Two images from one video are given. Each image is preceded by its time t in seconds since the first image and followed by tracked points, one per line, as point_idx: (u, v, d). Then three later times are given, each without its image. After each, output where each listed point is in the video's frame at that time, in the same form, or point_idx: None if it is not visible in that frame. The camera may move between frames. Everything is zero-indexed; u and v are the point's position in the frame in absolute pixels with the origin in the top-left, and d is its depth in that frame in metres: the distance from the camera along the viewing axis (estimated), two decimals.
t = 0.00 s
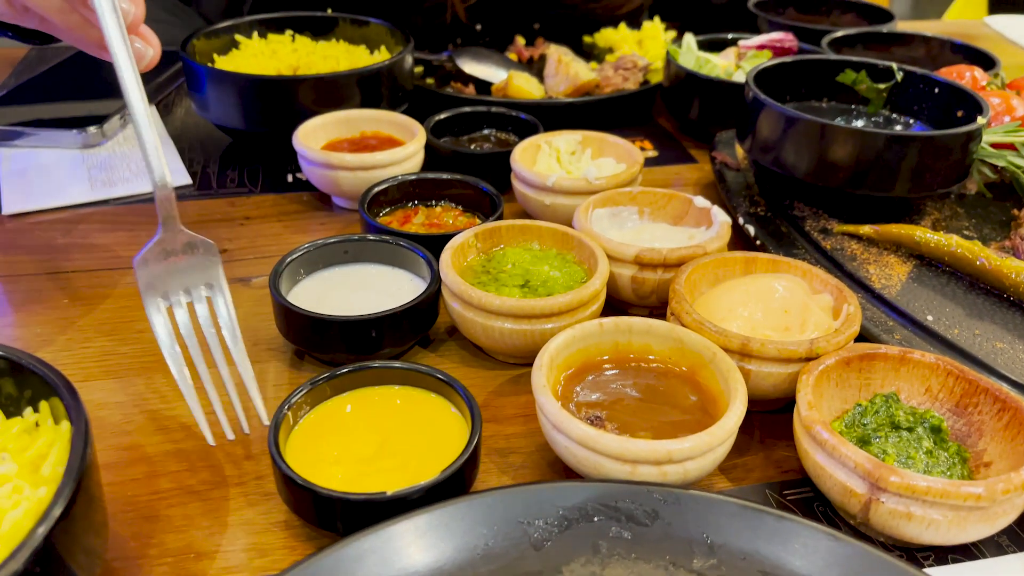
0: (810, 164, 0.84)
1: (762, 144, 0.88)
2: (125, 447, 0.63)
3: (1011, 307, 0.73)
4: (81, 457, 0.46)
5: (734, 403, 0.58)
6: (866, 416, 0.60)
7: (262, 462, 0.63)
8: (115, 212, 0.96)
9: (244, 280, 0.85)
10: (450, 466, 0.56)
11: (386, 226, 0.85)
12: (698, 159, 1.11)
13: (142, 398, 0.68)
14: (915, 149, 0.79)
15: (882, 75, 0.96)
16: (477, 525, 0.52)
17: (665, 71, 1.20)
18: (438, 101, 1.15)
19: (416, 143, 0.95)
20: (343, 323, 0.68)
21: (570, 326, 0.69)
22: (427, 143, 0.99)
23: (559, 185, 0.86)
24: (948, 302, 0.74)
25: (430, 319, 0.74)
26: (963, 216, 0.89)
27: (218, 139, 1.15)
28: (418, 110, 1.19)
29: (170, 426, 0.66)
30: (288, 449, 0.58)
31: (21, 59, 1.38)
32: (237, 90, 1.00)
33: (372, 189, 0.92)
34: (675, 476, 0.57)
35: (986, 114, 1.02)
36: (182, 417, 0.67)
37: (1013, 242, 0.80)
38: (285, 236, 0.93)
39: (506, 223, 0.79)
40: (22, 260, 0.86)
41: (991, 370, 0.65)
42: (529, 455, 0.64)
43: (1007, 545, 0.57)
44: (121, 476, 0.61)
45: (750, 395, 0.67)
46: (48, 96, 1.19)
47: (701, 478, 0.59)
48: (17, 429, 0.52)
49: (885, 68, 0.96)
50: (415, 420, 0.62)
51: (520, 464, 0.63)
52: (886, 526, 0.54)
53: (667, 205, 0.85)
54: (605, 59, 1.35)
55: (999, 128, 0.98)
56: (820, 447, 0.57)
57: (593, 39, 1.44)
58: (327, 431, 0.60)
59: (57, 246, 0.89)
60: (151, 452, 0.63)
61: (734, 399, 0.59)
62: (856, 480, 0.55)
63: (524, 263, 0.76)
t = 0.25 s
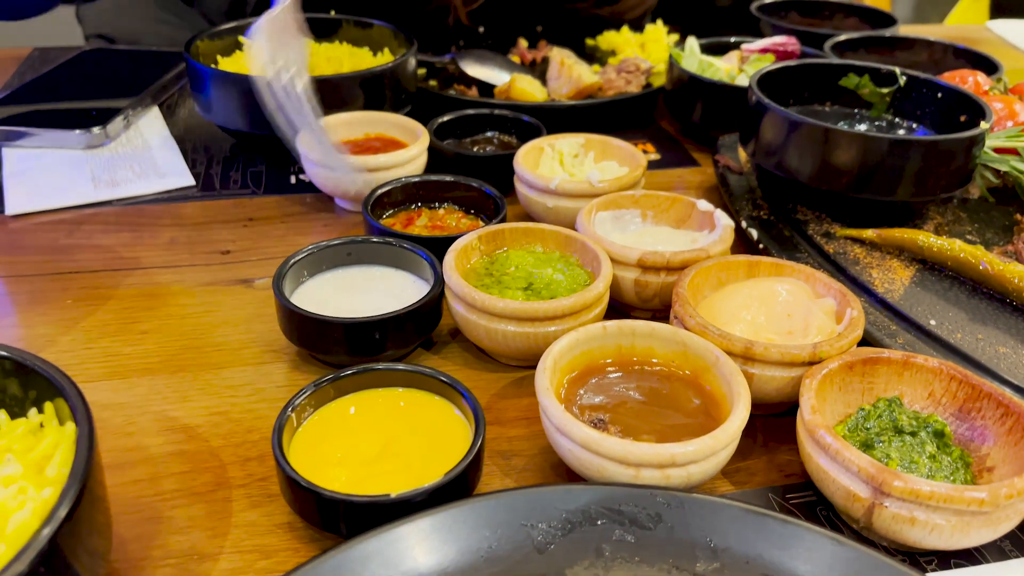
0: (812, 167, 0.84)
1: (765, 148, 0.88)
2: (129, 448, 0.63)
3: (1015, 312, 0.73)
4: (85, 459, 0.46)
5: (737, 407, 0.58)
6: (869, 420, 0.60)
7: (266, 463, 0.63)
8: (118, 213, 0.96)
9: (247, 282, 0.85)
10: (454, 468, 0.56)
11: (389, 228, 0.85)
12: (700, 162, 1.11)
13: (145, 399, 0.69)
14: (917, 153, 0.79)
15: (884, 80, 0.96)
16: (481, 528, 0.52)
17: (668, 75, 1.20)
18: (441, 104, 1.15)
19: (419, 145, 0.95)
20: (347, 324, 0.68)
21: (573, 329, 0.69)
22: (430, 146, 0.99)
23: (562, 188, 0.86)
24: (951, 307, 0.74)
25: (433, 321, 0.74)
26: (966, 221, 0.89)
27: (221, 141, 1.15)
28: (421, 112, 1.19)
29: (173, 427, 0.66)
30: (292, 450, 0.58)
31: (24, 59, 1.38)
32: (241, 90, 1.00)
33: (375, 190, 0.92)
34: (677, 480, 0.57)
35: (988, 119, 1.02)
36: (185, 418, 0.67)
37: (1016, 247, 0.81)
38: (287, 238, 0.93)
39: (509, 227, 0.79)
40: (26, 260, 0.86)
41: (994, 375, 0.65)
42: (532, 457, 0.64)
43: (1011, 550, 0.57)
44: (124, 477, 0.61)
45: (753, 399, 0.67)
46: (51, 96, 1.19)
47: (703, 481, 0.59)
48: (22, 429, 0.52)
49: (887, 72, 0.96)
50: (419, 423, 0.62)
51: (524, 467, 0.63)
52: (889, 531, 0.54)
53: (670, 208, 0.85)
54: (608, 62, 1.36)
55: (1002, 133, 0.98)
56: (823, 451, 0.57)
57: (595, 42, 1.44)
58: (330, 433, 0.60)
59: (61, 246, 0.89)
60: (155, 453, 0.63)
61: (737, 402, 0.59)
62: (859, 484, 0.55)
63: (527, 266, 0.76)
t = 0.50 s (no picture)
0: (810, 174, 0.84)
1: (764, 154, 0.88)
2: (127, 451, 0.64)
3: (1012, 320, 0.74)
4: (84, 463, 0.46)
5: (734, 414, 0.58)
6: (866, 428, 0.61)
7: (263, 468, 0.63)
8: (118, 216, 0.96)
9: (246, 286, 0.85)
10: (451, 474, 0.56)
11: (389, 232, 0.86)
12: (699, 168, 1.11)
13: (144, 402, 0.69)
14: (916, 161, 0.79)
15: (883, 87, 0.96)
16: (477, 534, 0.52)
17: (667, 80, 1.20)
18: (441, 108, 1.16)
19: (419, 150, 0.96)
20: (345, 329, 0.68)
21: (571, 335, 0.69)
22: (430, 150, 1.00)
23: (561, 194, 0.87)
24: (949, 315, 0.74)
25: (431, 326, 0.74)
26: (964, 229, 0.89)
27: (222, 144, 1.16)
28: (421, 116, 1.20)
29: (172, 431, 0.66)
30: (290, 455, 0.58)
31: (25, 62, 1.38)
32: (242, 94, 1.00)
33: (374, 195, 0.92)
34: (674, 487, 0.57)
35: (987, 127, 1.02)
36: (184, 422, 0.67)
37: (1013, 255, 0.81)
38: (286, 242, 0.93)
39: (508, 232, 0.79)
40: (26, 263, 0.86)
41: (990, 383, 0.65)
42: (530, 463, 0.64)
43: (1006, 558, 0.57)
44: (122, 481, 0.61)
45: (750, 406, 0.67)
46: (52, 99, 1.19)
47: (700, 488, 0.59)
48: (20, 433, 0.52)
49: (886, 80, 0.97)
50: (417, 428, 0.62)
51: (521, 473, 0.63)
52: (885, 538, 0.55)
53: (669, 215, 0.86)
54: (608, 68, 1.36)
55: (1000, 141, 0.98)
56: (819, 458, 0.57)
57: (595, 47, 1.45)
58: (328, 438, 0.60)
59: (60, 249, 0.89)
60: (153, 457, 0.63)
61: (734, 409, 0.59)
62: (855, 492, 0.55)
63: (526, 271, 0.76)
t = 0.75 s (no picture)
0: (807, 180, 0.84)
1: (761, 160, 0.89)
2: (122, 455, 0.64)
3: (1008, 327, 0.74)
4: (78, 467, 0.46)
5: (729, 420, 0.58)
6: (861, 434, 0.61)
7: (259, 472, 0.63)
8: (116, 219, 0.96)
9: (243, 290, 0.85)
10: (446, 479, 0.56)
11: (386, 237, 0.86)
12: (697, 173, 1.11)
13: (140, 406, 0.69)
14: (912, 168, 0.80)
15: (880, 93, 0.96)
16: (471, 539, 0.52)
17: (665, 85, 1.21)
18: (439, 113, 1.16)
19: (417, 154, 0.96)
20: (341, 334, 0.68)
21: (567, 340, 0.70)
22: (428, 155, 1.00)
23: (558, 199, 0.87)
24: (945, 321, 0.74)
25: (428, 331, 0.74)
26: (960, 235, 0.89)
27: (220, 148, 1.16)
28: (419, 120, 1.20)
29: (168, 434, 0.66)
30: (285, 459, 0.58)
31: (24, 64, 1.38)
32: (241, 97, 1.00)
33: (372, 199, 0.93)
34: (668, 493, 0.57)
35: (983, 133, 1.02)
36: (180, 426, 0.67)
37: (1009, 261, 0.81)
38: (284, 246, 0.93)
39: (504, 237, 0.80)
40: (24, 265, 0.86)
41: (985, 389, 0.65)
42: (525, 468, 0.64)
43: (1000, 564, 0.57)
44: (117, 485, 0.61)
45: (746, 412, 0.67)
46: (51, 101, 1.19)
47: (695, 494, 0.59)
48: (16, 437, 0.52)
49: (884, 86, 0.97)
50: (412, 432, 0.62)
51: (516, 477, 0.63)
52: (879, 545, 0.55)
53: (666, 220, 0.86)
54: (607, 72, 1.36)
55: (996, 148, 0.98)
56: (814, 464, 0.57)
57: (594, 51, 1.45)
58: (324, 442, 0.60)
59: (58, 251, 0.89)
60: (149, 460, 0.63)
61: (729, 415, 0.59)
62: (849, 498, 0.55)
63: (522, 276, 0.76)
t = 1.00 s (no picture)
0: (803, 183, 0.84)
1: (757, 163, 0.88)
2: (111, 457, 0.63)
3: (1005, 331, 0.73)
4: (62, 470, 0.45)
5: (722, 423, 0.58)
6: (856, 438, 0.60)
7: (248, 474, 0.63)
8: (109, 220, 0.95)
9: (236, 291, 0.85)
10: (437, 482, 0.56)
11: (380, 238, 0.85)
12: (694, 176, 1.11)
13: (129, 408, 0.68)
14: (909, 171, 0.79)
15: (877, 96, 0.96)
16: (461, 543, 0.52)
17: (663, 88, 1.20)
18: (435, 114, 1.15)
19: (412, 156, 0.95)
20: (333, 335, 0.67)
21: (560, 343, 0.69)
22: (423, 156, 0.99)
23: (553, 201, 0.86)
24: (941, 325, 0.74)
25: (421, 333, 0.73)
26: (957, 239, 0.89)
27: (215, 149, 1.15)
28: (415, 122, 1.20)
29: (157, 436, 0.66)
30: (274, 462, 0.58)
31: (20, 64, 1.38)
32: (236, 98, 1.00)
33: (366, 200, 0.92)
34: (661, 497, 0.57)
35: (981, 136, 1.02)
36: (170, 428, 0.67)
37: (1006, 265, 0.81)
38: (278, 247, 0.92)
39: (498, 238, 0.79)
40: (16, 266, 0.85)
41: (981, 394, 0.64)
42: (517, 471, 0.64)
43: (995, 571, 0.56)
44: (105, 487, 0.60)
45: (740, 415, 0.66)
46: (46, 102, 1.19)
47: (687, 498, 0.58)
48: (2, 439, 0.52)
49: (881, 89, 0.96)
50: (403, 435, 0.62)
51: (508, 481, 0.63)
52: (873, 550, 0.54)
53: (661, 222, 0.85)
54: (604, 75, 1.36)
55: (993, 151, 0.98)
56: (808, 469, 0.56)
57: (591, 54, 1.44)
58: (314, 445, 0.60)
59: (50, 252, 0.89)
60: (137, 463, 0.63)
61: (723, 419, 0.58)
62: (844, 503, 0.54)
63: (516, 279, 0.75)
